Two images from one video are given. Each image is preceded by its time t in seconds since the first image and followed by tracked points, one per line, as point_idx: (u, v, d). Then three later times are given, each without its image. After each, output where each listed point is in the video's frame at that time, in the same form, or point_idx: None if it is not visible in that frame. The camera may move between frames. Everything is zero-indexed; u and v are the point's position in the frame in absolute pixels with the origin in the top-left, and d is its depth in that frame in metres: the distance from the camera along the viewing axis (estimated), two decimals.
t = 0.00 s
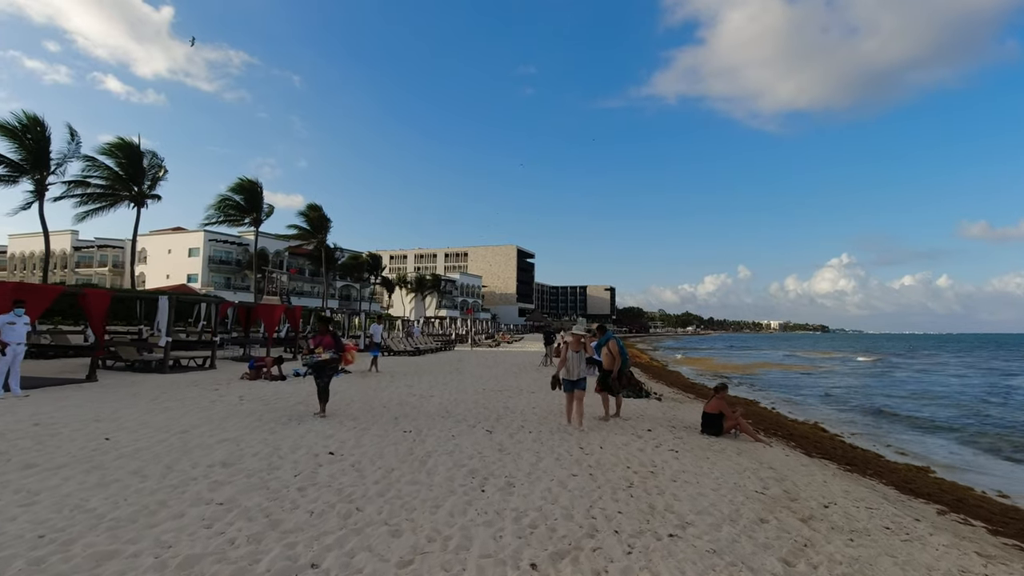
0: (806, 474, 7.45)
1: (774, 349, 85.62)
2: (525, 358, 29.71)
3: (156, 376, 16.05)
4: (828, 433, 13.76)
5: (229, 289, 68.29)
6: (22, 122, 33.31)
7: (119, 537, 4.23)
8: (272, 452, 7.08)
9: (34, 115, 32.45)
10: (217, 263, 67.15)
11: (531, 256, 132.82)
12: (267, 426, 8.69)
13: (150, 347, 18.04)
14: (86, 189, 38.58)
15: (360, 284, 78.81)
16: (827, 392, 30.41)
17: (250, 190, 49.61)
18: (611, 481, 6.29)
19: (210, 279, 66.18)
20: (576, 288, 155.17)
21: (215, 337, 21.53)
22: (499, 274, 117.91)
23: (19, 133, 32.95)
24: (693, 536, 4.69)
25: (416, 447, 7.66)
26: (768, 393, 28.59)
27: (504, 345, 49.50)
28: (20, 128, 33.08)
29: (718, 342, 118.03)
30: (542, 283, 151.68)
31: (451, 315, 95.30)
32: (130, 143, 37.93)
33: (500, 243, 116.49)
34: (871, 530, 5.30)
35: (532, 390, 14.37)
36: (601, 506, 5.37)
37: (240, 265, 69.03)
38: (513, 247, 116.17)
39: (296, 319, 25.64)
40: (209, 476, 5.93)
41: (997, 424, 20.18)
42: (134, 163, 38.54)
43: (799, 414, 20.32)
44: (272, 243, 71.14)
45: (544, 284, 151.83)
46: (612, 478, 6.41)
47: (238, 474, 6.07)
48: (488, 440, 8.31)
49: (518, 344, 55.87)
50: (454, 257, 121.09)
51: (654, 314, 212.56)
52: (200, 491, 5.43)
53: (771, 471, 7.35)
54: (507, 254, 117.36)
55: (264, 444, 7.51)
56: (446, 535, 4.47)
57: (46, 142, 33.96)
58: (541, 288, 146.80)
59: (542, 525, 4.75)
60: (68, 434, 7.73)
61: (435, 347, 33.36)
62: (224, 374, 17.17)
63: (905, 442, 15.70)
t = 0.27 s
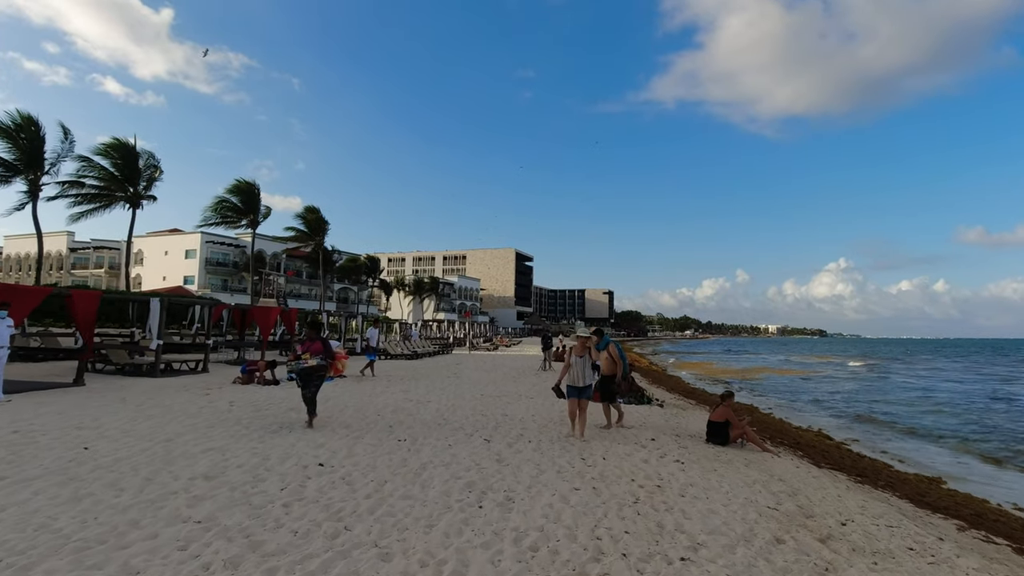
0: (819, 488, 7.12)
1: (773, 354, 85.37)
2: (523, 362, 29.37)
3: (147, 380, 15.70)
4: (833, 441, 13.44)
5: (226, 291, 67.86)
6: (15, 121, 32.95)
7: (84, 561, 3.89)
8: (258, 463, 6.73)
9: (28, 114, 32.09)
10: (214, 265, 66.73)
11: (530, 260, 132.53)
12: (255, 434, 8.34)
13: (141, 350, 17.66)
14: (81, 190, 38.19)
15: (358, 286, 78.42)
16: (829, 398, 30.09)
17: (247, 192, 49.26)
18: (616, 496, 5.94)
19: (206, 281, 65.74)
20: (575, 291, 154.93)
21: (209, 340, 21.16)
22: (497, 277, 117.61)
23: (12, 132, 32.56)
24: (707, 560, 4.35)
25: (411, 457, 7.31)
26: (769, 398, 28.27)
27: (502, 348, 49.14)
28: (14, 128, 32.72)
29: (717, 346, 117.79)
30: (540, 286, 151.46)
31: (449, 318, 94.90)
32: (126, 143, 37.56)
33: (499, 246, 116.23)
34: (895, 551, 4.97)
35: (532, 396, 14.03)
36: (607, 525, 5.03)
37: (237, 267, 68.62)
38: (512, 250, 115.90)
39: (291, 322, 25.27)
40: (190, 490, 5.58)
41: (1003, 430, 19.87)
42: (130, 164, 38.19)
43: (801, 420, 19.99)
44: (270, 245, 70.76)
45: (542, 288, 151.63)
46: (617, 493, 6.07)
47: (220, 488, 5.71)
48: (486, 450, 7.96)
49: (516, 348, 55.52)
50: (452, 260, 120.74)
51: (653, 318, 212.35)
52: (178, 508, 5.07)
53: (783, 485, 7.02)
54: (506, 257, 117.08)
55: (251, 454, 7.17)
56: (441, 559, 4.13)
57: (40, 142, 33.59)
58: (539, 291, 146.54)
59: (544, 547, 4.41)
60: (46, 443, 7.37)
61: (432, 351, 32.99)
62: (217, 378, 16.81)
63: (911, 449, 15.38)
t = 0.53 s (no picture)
0: (835, 499, 6.76)
1: (773, 357, 84.92)
2: (524, 365, 29.00)
3: (139, 382, 15.37)
4: (841, 447, 13.09)
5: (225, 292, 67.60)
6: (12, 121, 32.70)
7: None
8: (244, 471, 6.39)
9: (25, 113, 31.82)
10: (213, 267, 66.43)
11: (530, 262, 132.26)
12: (243, 439, 8.00)
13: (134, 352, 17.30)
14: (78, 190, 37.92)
15: (358, 288, 78.14)
16: (832, 402, 29.72)
17: (247, 193, 48.98)
18: (622, 508, 5.59)
19: (205, 283, 65.48)
20: (575, 294, 154.72)
21: (204, 342, 20.85)
22: (497, 279, 117.27)
23: (9, 132, 32.31)
24: None
25: (405, 465, 6.97)
26: (772, 402, 27.91)
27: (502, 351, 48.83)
28: (11, 127, 32.47)
29: (717, 350, 117.46)
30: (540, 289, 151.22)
31: (450, 321, 94.50)
32: (124, 143, 37.29)
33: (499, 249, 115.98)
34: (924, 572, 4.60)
35: (532, 401, 13.70)
36: (613, 541, 4.67)
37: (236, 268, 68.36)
38: (512, 253, 115.73)
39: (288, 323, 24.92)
40: (168, 501, 5.24)
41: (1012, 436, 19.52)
42: (127, 164, 37.93)
43: (807, 425, 19.62)
44: (269, 247, 70.52)
45: (542, 291, 151.37)
46: (623, 504, 5.70)
47: (200, 499, 5.35)
48: (484, 458, 7.61)
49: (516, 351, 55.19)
50: (452, 263, 120.51)
51: (653, 321, 211.97)
52: (152, 520, 4.74)
53: (796, 495, 6.67)
54: (506, 260, 116.87)
55: (237, 461, 6.82)
56: None
57: (37, 142, 33.34)
58: (540, 294, 146.35)
59: (546, 566, 4.06)
60: (25, 448, 7.06)
61: (432, 353, 32.63)
62: (210, 380, 16.48)
63: (919, 453, 15.05)
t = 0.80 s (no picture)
0: (862, 516, 6.37)
1: (781, 362, 84.11)
2: (530, 369, 28.60)
3: (139, 386, 15.12)
4: (858, 457, 12.67)
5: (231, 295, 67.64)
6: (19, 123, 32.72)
7: None
8: (236, 483, 6.07)
9: (31, 116, 31.82)
10: (219, 269, 66.46)
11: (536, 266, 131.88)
12: (238, 448, 7.69)
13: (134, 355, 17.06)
14: (85, 192, 37.93)
15: (364, 291, 78.00)
16: (844, 408, 29.17)
17: (252, 196, 48.91)
18: (636, 528, 5.23)
19: (211, 285, 65.51)
20: (581, 298, 154.17)
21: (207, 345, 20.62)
22: (503, 283, 116.92)
23: (16, 134, 32.32)
24: None
25: (406, 477, 6.63)
26: (783, 409, 27.39)
27: (508, 355, 48.46)
28: (17, 129, 32.45)
29: (724, 354, 116.59)
30: (546, 293, 150.77)
31: (455, 324, 94.17)
32: (130, 145, 37.28)
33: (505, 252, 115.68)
34: None
35: (538, 408, 13.34)
36: (628, 567, 4.31)
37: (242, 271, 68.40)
38: (518, 256, 115.40)
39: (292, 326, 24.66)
40: (152, 518, 4.93)
41: None
42: (134, 166, 37.88)
43: (820, 432, 19.13)
44: (275, 250, 70.52)
45: (548, 294, 150.91)
46: (636, 524, 5.34)
47: (187, 516, 5.04)
48: (489, 470, 7.25)
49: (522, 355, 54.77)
50: (458, 266, 120.31)
51: (659, 325, 210.95)
52: (134, 540, 4.43)
53: (820, 513, 6.29)
54: (512, 263, 116.55)
55: (229, 472, 6.50)
56: None
57: (44, 144, 33.34)
58: (545, 297, 145.92)
59: None
60: (11, 457, 6.79)
61: (436, 357, 32.31)
62: (211, 385, 16.22)
63: (938, 462, 14.57)
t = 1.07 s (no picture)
0: (893, 530, 5.99)
1: (790, 367, 83.25)
2: (536, 372, 28.27)
3: (141, 387, 14.93)
4: (877, 464, 12.25)
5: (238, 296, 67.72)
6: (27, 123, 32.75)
7: None
8: (229, 491, 5.76)
9: (39, 116, 31.83)
10: (226, 271, 66.52)
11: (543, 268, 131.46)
12: (236, 453, 7.42)
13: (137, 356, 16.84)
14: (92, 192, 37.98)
15: (370, 293, 77.87)
16: (857, 413, 28.61)
17: (259, 197, 48.90)
18: (654, 542, 4.89)
19: (218, 287, 65.61)
20: (588, 300, 153.56)
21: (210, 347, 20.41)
22: (510, 285, 116.62)
23: (24, 134, 32.34)
24: None
25: (409, 485, 6.32)
26: (795, 413, 26.87)
27: (515, 358, 48.11)
28: (25, 129, 32.45)
29: (732, 358, 115.64)
30: (552, 296, 150.31)
31: (461, 326, 93.93)
32: (138, 146, 37.29)
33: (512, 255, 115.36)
34: None
35: (546, 411, 13.00)
36: None
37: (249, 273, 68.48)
38: (524, 259, 115.05)
39: (297, 328, 24.43)
40: (139, 528, 4.64)
41: None
42: (141, 167, 37.88)
43: (835, 438, 18.68)
44: (282, 251, 70.56)
45: (554, 297, 150.44)
46: (654, 537, 5.00)
47: (176, 525, 4.74)
48: (496, 477, 6.92)
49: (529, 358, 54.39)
50: (464, 268, 120.10)
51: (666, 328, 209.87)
52: (117, 552, 4.14)
53: (847, 526, 5.92)
54: (518, 265, 116.19)
55: (224, 478, 6.21)
56: None
57: (52, 144, 33.37)
58: (552, 300, 145.47)
59: None
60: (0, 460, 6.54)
61: (442, 359, 32.07)
62: (214, 386, 16.00)
63: (959, 470, 14.11)
